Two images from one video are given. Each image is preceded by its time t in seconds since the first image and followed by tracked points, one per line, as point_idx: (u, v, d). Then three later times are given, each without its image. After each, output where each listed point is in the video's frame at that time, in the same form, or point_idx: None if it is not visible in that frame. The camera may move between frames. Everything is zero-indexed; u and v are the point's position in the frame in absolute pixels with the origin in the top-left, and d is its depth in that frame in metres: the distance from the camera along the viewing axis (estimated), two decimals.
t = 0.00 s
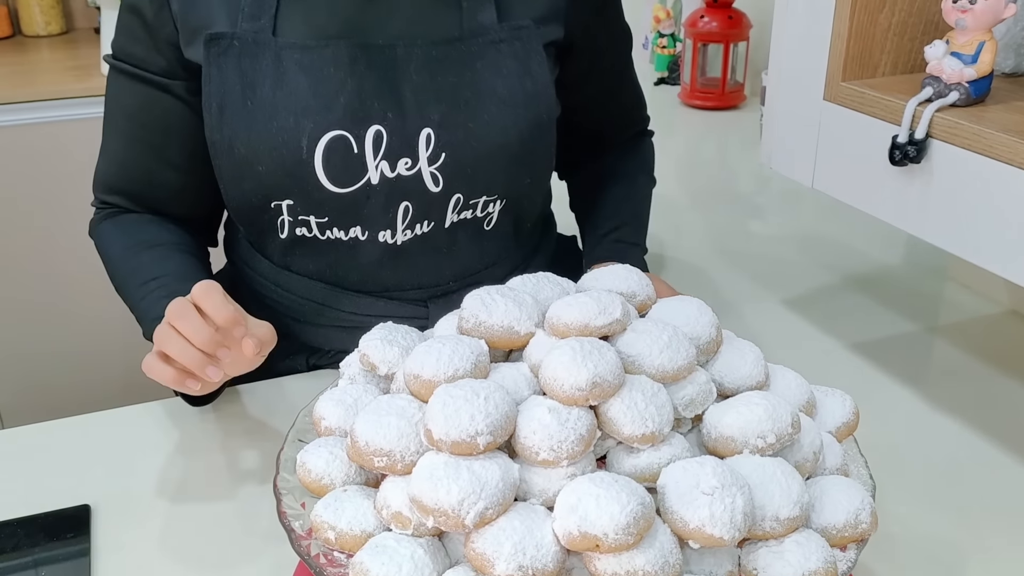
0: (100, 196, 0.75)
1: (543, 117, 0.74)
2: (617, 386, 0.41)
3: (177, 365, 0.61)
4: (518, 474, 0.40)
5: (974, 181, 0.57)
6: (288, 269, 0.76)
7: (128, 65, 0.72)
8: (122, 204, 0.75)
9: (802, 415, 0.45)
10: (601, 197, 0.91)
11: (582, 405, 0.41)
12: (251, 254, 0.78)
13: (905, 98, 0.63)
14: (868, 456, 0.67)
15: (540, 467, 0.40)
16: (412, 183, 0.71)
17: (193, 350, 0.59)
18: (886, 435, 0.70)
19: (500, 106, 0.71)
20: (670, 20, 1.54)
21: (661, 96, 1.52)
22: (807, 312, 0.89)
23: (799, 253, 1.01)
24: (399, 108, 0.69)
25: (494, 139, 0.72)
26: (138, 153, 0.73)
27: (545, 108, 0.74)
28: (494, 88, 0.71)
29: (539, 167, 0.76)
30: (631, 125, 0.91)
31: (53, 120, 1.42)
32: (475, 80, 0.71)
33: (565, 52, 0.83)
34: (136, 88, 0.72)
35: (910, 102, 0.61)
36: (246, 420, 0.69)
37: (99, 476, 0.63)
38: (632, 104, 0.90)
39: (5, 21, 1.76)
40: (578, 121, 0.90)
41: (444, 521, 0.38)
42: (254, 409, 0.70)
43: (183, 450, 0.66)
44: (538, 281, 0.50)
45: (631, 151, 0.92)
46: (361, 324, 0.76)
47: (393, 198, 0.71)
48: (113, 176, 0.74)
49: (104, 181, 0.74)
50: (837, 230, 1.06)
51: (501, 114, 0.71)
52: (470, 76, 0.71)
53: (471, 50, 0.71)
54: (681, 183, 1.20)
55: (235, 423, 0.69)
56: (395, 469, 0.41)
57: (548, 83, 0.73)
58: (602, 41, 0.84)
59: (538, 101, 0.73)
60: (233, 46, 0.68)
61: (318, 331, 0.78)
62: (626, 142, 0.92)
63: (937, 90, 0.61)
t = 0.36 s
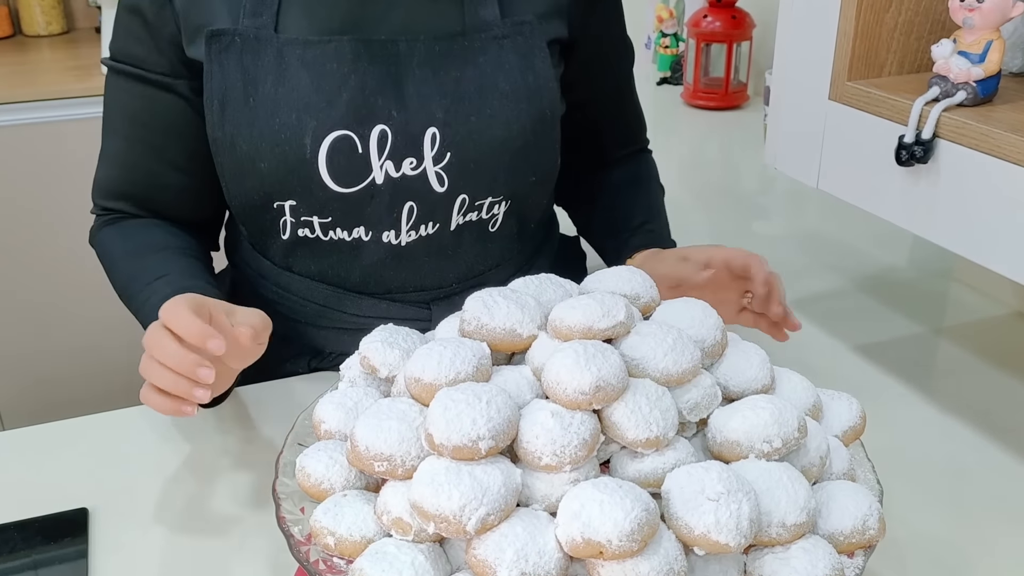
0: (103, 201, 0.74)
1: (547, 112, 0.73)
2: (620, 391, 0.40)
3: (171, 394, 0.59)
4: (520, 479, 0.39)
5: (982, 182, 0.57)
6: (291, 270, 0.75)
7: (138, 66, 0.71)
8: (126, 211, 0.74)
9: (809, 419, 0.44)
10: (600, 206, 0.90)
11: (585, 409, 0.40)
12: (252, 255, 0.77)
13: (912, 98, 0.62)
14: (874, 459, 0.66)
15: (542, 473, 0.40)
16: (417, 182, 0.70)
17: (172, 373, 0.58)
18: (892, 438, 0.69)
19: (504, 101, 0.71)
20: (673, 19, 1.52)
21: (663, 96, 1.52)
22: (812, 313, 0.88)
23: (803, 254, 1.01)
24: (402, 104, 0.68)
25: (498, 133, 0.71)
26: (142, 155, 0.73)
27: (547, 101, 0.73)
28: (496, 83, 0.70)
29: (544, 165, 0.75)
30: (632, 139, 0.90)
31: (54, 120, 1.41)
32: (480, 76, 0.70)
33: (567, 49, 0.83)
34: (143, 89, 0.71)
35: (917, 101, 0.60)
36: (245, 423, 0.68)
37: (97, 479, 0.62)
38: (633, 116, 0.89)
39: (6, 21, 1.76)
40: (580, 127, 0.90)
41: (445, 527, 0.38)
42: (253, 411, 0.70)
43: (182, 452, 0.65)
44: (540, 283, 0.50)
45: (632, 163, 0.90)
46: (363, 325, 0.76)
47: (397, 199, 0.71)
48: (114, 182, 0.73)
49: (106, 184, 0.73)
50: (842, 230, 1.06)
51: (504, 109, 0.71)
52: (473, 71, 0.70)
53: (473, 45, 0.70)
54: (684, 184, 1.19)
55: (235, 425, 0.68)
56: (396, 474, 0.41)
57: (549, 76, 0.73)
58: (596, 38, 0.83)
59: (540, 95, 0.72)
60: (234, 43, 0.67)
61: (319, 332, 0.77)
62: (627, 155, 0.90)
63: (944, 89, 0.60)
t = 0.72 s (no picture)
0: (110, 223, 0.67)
1: (560, 121, 0.73)
2: (623, 392, 0.40)
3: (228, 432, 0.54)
4: (522, 482, 0.39)
5: (989, 181, 0.56)
6: (295, 276, 0.74)
7: (150, 64, 0.67)
8: (147, 226, 0.67)
9: (813, 421, 0.44)
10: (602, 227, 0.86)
11: (587, 411, 0.40)
12: (252, 258, 0.77)
13: (917, 96, 0.62)
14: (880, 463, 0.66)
15: (543, 475, 0.39)
16: (429, 194, 0.70)
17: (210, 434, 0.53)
18: (899, 440, 0.69)
19: (516, 111, 0.71)
20: (675, 18, 1.52)
21: (665, 96, 1.51)
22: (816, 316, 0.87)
23: (806, 254, 1.00)
24: (415, 113, 0.68)
25: (511, 144, 0.71)
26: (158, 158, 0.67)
27: (561, 109, 0.73)
28: (508, 94, 0.71)
29: (556, 176, 0.75)
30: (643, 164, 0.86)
31: (55, 119, 1.41)
32: (491, 85, 0.70)
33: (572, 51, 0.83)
34: (157, 88, 0.66)
35: (922, 101, 0.60)
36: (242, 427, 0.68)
37: (94, 482, 0.61)
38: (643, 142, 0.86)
39: (7, 20, 1.76)
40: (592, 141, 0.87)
41: (445, 531, 0.37)
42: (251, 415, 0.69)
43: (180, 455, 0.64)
44: (542, 283, 0.49)
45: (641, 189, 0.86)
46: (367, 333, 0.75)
47: (408, 210, 0.70)
48: (130, 195, 0.66)
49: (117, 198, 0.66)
50: (845, 231, 1.05)
51: (517, 119, 0.71)
52: (485, 81, 0.70)
53: (485, 55, 0.70)
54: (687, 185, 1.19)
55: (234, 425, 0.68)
56: (396, 477, 0.40)
57: (561, 86, 0.73)
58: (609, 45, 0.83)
59: (554, 106, 0.73)
60: (244, 46, 0.66)
61: (319, 338, 0.76)
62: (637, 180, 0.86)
63: (950, 88, 0.60)
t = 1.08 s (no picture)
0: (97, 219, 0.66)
1: (563, 131, 0.72)
2: (622, 393, 0.40)
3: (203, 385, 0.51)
4: (519, 483, 0.38)
5: (991, 179, 0.56)
6: (294, 279, 0.75)
7: (150, 66, 0.66)
8: (133, 225, 0.66)
9: (814, 421, 0.43)
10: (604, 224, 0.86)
11: (585, 412, 0.39)
12: (250, 260, 0.77)
13: (919, 95, 0.61)
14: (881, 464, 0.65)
15: (540, 476, 0.39)
16: (427, 203, 0.70)
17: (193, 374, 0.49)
18: (901, 441, 0.68)
19: (519, 121, 0.70)
20: (676, 17, 1.51)
21: (666, 95, 1.51)
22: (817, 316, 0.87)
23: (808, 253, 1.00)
24: (415, 124, 0.68)
25: (513, 153, 0.71)
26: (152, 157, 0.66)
27: (563, 117, 0.72)
28: (512, 102, 0.70)
29: (557, 184, 0.75)
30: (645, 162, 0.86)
31: (54, 118, 1.41)
32: (495, 94, 0.70)
33: (573, 55, 0.82)
34: (148, 89, 0.66)
35: (923, 99, 0.60)
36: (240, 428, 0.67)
37: (90, 483, 0.61)
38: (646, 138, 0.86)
39: (6, 18, 1.75)
40: (593, 141, 0.86)
41: (441, 533, 0.37)
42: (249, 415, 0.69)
43: (177, 455, 0.64)
44: (541, 282, 0.49)
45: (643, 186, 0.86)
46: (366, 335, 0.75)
47: (406, 219, 0.71)
48: (119, 192, 0.65)
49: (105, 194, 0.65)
50: (847, 230, 1.05)
51: (520, 129, 0.71)
52: (488, 90, 0.70)
53: (488, 63, 0.70)
54: (687, 184, 1.18)
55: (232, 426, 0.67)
56: (392, 478, 0.40)
57: (566, 95, 0.72)
58: (610, 46, 0.82)
59: (558, 115, 0.72)
60: (241, 53, 0.65)
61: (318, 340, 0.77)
62: (637, 178, 0.86)
63: (952, 86, 0.59)
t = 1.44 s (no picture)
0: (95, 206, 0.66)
1: (560, 137, 0.73)
2: (617, 391, 0.40)
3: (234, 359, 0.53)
4: (515, 481, 0.38)
5: (990, 178, 0.56)
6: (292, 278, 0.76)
7: (141, 55, 0.66)
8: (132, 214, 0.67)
9: (810, 419, 0.43)
10: (607, 223, 0.86)
11: (581, 410, 0.39)
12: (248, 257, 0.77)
13: (917, 94, 0.61)
14: (880, 463, 0.65)
15: (536, 475, 0.39)
16: (420, 205, 0.70)
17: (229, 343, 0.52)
18: (899, 440, 0.68)
19: (514, 125, 0.71)
20: (676, 15, 1.51)
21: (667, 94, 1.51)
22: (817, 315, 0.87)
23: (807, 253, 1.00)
24: (409, 126, 0.68)
25: (508, 157, 0.71)
26: (148, 148, 0.66)
27: (561, 123, 0.73)
28: (508, 106, 0.70)
29: (551, 187, 0.76)
30: (646, 160, 0.86)
31: (55, 116, 1.41)
32: (492, 97, 0.70)
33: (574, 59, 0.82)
34: (145, 80, 0.66)
35: (922, 97, 0.60)
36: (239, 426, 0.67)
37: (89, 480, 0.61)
38: (646, 135, 0.86)
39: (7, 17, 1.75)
40: (597, 142, 0.86)
41: (437, 531, 0.37)
42: (248, 413, 0.69)
43: (175, 452, 0.64)
44: (538, 280, 0.49)
45: (644, 185, 0.86)
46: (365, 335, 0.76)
47: (399, 221, 0.71)
48: (114, 184, 0.66)
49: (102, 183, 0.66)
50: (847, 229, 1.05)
51: (515, 132, 0.71)
52: (485, 93, 0.70)
53: (487, 65, 0.70)
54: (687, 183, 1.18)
55: (230, 424, 0.67)
56: (388, 476, 0.40)
57: (564, 99, 0.73)
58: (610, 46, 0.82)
59: (555, 119, 0.72)
60: (237, 51, 0.65)
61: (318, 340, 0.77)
62: (638, 176, 0.86)
63: (950, 85, 0.59)
